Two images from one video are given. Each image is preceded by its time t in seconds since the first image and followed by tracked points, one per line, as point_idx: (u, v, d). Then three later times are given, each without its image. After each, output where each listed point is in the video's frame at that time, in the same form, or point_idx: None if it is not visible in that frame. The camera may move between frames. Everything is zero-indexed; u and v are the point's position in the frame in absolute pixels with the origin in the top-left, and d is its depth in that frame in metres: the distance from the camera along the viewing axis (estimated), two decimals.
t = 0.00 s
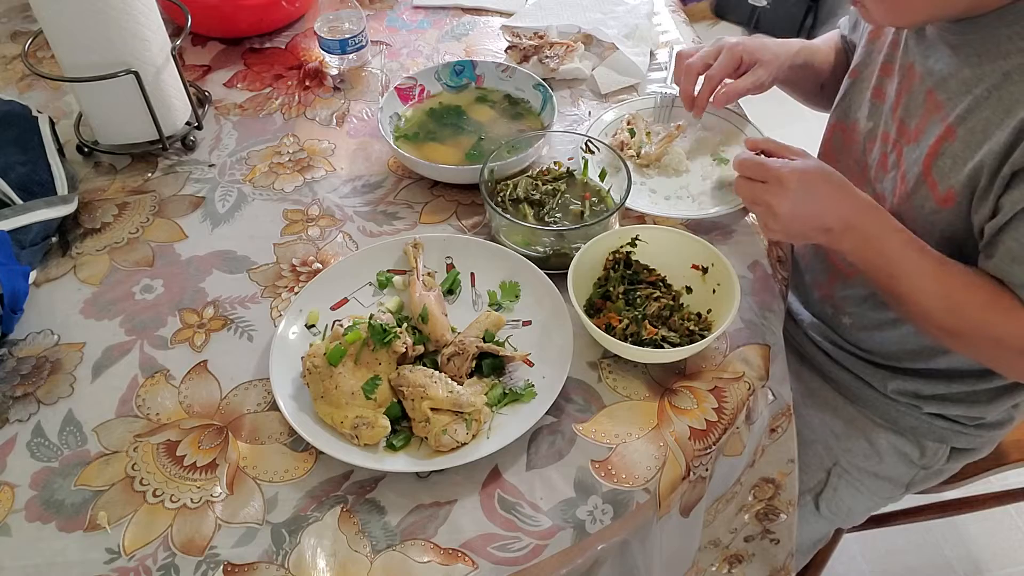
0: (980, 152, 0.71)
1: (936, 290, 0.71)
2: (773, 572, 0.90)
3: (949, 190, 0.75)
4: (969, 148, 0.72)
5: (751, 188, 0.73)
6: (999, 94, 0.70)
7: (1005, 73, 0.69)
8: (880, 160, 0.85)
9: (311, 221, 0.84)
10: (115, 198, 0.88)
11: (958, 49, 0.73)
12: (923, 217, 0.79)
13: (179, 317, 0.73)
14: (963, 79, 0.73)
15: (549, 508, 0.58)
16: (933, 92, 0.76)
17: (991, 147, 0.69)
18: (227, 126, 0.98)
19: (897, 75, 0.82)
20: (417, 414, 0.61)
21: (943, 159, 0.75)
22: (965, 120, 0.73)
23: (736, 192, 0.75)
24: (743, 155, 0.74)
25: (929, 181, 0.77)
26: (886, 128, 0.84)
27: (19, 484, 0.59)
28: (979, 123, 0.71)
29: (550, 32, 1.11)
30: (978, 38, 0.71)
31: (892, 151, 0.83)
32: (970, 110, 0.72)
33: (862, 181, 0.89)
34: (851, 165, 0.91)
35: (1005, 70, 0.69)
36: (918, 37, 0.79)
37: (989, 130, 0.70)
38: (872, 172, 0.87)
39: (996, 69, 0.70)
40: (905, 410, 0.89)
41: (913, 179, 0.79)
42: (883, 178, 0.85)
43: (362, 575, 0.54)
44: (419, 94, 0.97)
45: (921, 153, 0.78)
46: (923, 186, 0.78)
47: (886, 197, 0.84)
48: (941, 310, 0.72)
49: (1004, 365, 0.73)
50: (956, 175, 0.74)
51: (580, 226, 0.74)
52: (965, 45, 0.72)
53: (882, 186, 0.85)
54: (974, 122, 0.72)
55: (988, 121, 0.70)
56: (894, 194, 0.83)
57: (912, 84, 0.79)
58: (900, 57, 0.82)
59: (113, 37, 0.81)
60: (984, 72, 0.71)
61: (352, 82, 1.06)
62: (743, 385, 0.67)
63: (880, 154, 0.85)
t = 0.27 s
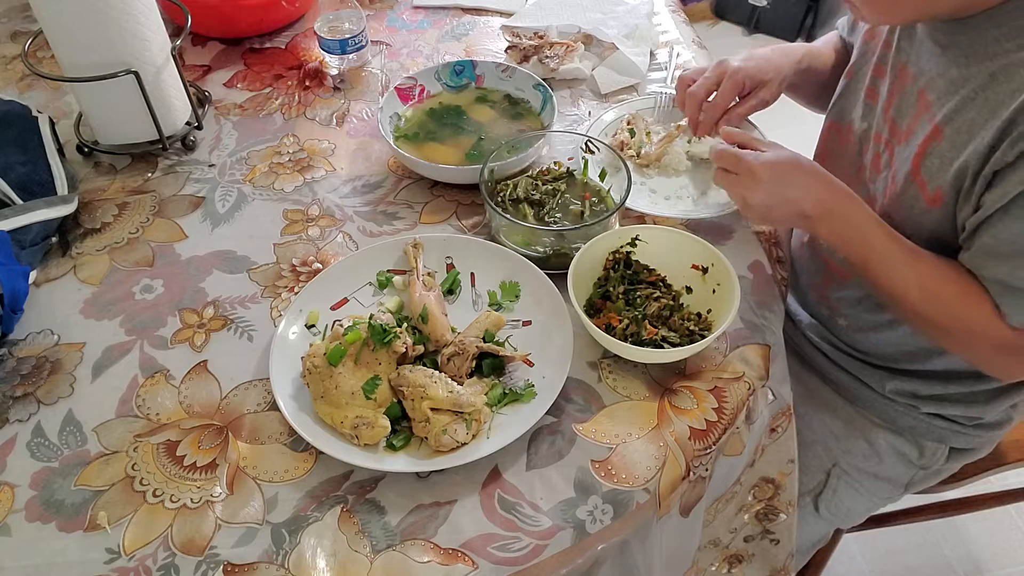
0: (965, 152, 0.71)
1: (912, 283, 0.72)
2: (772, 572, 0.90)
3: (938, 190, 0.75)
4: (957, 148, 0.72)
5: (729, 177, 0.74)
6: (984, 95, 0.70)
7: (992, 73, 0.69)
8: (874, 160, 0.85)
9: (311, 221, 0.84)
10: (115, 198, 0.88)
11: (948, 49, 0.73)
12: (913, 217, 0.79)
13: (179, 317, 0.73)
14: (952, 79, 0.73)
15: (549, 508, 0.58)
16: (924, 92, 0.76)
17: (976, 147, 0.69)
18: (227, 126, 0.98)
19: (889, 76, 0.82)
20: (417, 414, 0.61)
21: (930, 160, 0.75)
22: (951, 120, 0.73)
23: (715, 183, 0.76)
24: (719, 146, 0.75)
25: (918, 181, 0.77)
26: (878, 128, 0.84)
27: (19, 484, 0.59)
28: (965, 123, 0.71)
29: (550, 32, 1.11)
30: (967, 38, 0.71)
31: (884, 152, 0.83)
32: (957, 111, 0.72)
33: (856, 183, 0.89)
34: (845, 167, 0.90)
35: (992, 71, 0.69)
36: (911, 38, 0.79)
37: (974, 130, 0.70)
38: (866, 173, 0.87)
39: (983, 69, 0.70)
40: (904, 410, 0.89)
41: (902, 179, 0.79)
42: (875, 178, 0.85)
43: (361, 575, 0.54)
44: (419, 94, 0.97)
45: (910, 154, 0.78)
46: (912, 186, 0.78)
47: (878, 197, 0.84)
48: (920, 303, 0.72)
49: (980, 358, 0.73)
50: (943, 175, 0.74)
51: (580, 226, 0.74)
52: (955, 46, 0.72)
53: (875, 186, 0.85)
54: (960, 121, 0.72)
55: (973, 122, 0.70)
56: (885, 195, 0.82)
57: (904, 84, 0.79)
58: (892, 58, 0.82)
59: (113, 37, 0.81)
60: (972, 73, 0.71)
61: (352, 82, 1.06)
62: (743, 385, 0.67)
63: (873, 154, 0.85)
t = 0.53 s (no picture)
0: (962, 152, 0.71)
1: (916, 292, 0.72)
2: (772, 572, 0.90)
3: (935, 191, 0.75)
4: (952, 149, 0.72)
5: (722, 201, 0.74)
6: (978, 96, 0.70)
7: (985, 73, 0.69)
8: (870, 162, 0.85)
9: (311, 221, 0.84)
10: (115, 198, 0.88)
11: (940, 50, 0.73)
12: (911, 221, 0.79)
13: (179, 317, 0.73)
14: (946, 79, 0.73)
15: (549, 508, 0.58)
16: (919, 93, 0.76)
17: (973, 148, 0.69)
18: (227, 126, 0.98)
19: (883, 77, 0.82)
20: (417, 414, 0.61)
21: (926, 161, 0.75)
22: (946, 122, 0.73)
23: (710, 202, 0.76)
24: (710, 169, 0.75)
25: (915, 182, 0.77)
26: (875, 129, 0.84)
27: (19, 484, 0.59)
28: (960, 124, 0.71)
29: (550, 32, 1.11)
30: (959, 38, 0.71)
31: (881, 153, 0.83)
32: (951, 112, 0.72)
33: (852, 184, 0.89)
34: (842, 168, 0.90)
35: (985, 71, 0.69)
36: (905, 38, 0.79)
37: (969, 131, 0.70)
38: (863, 175, 0.87)
39: (977, 69, 0.70)
40: (903, 409, 0.89)
41: (899, 181, 0.79)
42: (872, 180, 0.85)
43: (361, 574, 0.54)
44: (419, 94, 0.97)
45: (906, 155, 0.78)
46: (909, 187, 0.78)
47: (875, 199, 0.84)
48: (921, 308, 0.72)
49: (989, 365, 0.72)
50: (941, 176, 0.74)
51: (580, 226, 0.74)
52: (948, 46, 0.72)
53: (872, 188, 0.85)
54: (955, 122, 0.72)
55: (968, 122, 0.70)
56: (882, 197, 0.82)
57: (898, 85, 0.79)
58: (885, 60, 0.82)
59: (113, 37, 0.81)
60: (965, 74, 0.71)
61: (352, 82, 1.06)
62: (743, 385, 0.67)
63: (870, 155, 0.85)
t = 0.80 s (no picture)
0: (950, 154, 0.71)
1: (917, 297, 0.71)
2: (771, 572, 0.90)
3: (925, 193, 0.75)
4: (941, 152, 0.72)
5: (720, 209, 0.74)
6: (965, 98, 0.69)
7: (972, 75, 0.69)
8: (862, 164, 0.85)
9: (311, 221, 0.84)
10: (115, 198, 0.88)
11: (926, 52, 0.73)
12: (902, 221, 0.79)
13: (179, 317, 0.73)
14: (933, 82, 0.73)
15: (549, 508, 0.58)
16: (907, 95, 0.76)
17: (960, 150, 0.69)
18: (227, 126, 0.98)
19: (873, 79, 0.82)
20: (417, 414, 0.61)
21: (916, 163, 0.75)
22: (934, 123, 0.72)
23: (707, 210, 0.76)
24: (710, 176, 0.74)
25: (905, 184, 0.77)
26: (865, 130, 0.84)
27: (19, 484, 0.59)
28: (948, 126, 0.71)
29: (550, 32, 1.11)
30: (945, 40, 0.71)
31: (871, 155, 0.83)
32: (938, 114, 0.72)
33: (845, 184, 0.88)
34: (835, 170, 0.90)
35: (972, 72, 0.69)
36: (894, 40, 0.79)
37: (956, 134, 0.70)
38: (856, 176, 0.86)
39: (964, 71, 0.70)
40: (901, 409, 0.89)
41: (890, 182, 0.79)
42: (864, 181, 0.85)
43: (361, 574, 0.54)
44: (419, 94, 0.97)
45: (897, 157, 0.78)
46: (899, 189, 0.78)
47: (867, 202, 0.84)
48: (923, 314, 0.72)
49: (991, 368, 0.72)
50: (930, 177, 0.74)
51: (580, 226, 0.74)
52: (934, 48, 0.72)
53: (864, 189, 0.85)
54: (943, 124, 0.72)
55: (955, 125, 0.70)
56: (875, 198, 0.82)
57: (888, 88, 0.79)
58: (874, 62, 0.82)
59: (113, 37, 0.81)
60: (951, 76, 0.71)
61: (352, 82, 1.06)
62: (743, 385, 0.67)
63: (862, 157, 0.85)
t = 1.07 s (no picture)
0: (935, 158, 0.71)
1: (908, 303, 0.71)
2: (770, 572, 0.90)
3: (912, 196, 0.75)
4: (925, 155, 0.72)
5: (711, 214, 0.73)
6: (949, 102, 0.69)
7: (955, 79, 0.69)
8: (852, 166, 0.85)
9: (311, 221, 0.84)
10: (115, 198, 0.88)
11: (911, 55, 0.73)
12: (891, 224, 0.79)
13: (179, 317, 0.73)
14: (919, 86, 0.73)
15: (549, 508, 0.58)
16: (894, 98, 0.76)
17: (944, 155, 0.69)
18: (227, 126, 0.98)
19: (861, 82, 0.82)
20: (417, 414, 0.61)
21: (903, 166, 0.75)
22: (920, 127, 0.72)
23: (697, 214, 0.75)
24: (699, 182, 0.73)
25: (893, 187, 0.77)
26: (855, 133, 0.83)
27: (19, 484, 0.59)
28: (932, 131, 0.71)
29: (550, 32, 1.11)
30: (930, 43, 0.70)
31: (860, 158, 0.82)
32: (923, 118, 0.72)
33: (836, 187, 0.88)
34: (825, 172, 0.90)
35: (955, 77, 0.69)
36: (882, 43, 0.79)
37: (941, 137, 0.70)
38: (847, 179, 0.86)
39: (948, 75, 0.70)
40: (896, 410, 0.89)
41: (879, 185, 0.79)
42: (854, 184, 0.85)
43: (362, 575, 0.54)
44: (419, 94, 0.97)
45: (886, 160, 0.78)
46: (887, 192, 0.78)
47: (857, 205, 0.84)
48: (913, 321, 0.72)
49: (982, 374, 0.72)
50: (916, 181, 0.74)
51: (581, 226, 0.74)
52: (918, 52, 0.72)
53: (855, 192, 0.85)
54: (928, 128, 0.72)
55: (939, 129, 0.70)
56: (864, 201, 0.82)
57: (876, 92, 0.79)
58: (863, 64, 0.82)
59: (113, 36, 0.80)
60: (935, 79, 0.71)
61: (352, 82, 1.06)
62: (743, 385, 0.67)
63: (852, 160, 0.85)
